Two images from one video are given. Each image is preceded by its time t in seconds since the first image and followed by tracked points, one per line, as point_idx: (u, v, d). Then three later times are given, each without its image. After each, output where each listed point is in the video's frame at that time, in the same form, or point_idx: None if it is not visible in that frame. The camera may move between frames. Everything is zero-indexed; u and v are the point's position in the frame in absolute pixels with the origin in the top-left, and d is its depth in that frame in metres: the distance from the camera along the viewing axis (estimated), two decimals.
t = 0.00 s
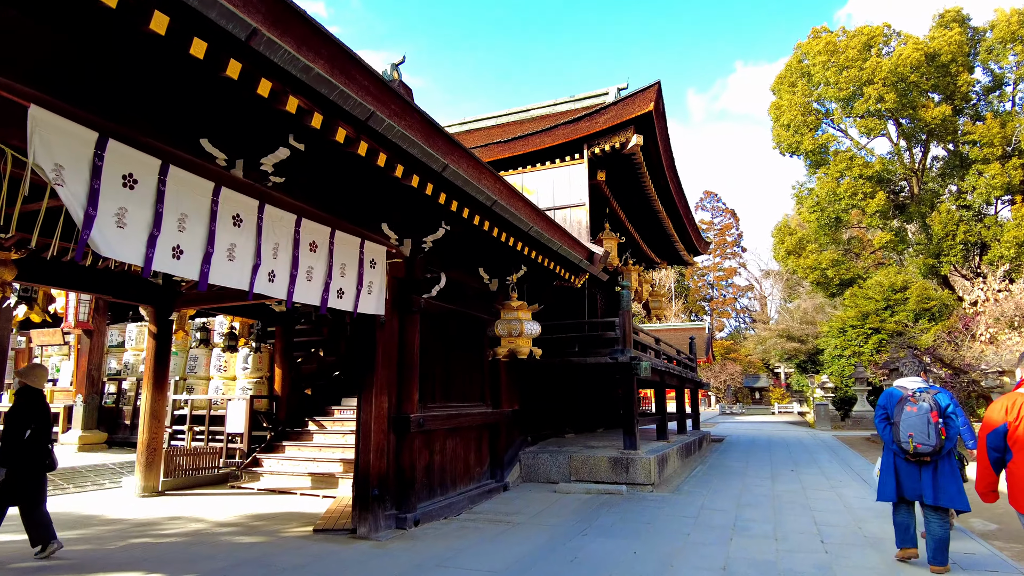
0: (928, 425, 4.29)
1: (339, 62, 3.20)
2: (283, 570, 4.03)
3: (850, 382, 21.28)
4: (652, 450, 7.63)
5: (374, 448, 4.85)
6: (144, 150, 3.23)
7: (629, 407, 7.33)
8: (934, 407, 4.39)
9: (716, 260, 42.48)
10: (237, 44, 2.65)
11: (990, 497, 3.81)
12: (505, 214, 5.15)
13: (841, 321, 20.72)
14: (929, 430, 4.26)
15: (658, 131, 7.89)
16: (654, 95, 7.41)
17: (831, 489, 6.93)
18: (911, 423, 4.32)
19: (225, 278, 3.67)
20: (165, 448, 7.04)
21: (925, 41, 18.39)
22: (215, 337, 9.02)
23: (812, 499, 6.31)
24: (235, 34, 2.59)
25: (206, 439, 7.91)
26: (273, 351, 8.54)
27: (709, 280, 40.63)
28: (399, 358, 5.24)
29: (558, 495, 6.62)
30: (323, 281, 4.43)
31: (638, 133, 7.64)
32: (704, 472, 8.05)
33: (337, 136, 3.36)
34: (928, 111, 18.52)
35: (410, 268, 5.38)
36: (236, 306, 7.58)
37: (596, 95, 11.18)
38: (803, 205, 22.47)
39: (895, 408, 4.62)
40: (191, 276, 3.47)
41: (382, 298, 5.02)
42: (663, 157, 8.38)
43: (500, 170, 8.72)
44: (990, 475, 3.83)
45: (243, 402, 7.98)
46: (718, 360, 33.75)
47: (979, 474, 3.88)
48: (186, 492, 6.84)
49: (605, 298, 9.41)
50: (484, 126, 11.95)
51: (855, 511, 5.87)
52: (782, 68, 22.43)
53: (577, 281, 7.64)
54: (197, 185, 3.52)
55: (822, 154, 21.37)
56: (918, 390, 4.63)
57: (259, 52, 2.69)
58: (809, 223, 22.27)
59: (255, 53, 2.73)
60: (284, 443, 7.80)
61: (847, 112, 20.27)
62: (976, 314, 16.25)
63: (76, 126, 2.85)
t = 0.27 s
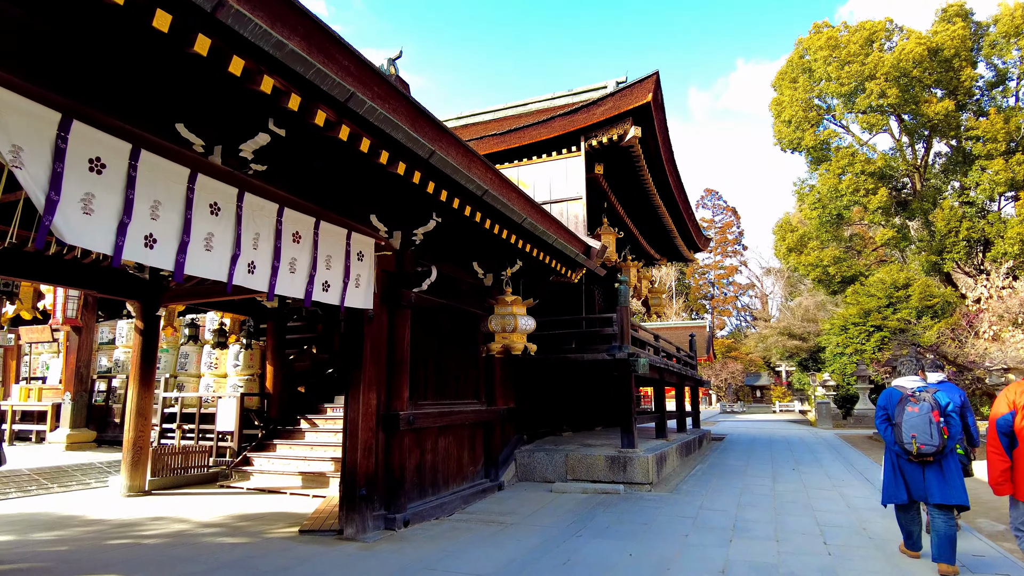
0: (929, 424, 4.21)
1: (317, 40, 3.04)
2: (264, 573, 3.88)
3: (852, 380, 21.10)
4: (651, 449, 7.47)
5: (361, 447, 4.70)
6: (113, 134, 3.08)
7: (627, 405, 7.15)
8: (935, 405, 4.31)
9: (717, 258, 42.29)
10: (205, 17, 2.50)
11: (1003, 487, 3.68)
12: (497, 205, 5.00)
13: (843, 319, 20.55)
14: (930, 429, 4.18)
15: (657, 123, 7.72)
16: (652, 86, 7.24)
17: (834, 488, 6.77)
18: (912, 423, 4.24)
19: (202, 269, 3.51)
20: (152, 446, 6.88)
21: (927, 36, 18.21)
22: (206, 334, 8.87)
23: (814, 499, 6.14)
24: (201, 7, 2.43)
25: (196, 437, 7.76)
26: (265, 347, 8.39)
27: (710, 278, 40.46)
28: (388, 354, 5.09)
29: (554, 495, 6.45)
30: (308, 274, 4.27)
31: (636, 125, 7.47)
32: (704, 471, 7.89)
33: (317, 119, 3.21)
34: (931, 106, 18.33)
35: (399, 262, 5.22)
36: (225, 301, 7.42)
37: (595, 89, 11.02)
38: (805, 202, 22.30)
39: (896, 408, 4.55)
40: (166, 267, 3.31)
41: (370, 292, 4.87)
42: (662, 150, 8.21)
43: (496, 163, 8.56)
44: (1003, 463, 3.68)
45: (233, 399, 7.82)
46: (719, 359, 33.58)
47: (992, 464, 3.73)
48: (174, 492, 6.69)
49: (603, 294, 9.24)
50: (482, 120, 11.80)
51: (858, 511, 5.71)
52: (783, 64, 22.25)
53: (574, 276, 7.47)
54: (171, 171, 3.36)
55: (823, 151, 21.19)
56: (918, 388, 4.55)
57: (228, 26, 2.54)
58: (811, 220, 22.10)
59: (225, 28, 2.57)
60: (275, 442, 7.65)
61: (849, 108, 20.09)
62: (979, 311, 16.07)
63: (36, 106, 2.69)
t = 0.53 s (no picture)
0: (925, 422, 4.16)
1: (287, 18, 2.86)
2: None
3: (854, 378, 20.91)
4: (650, 449, 7.29)
5: (346, 448, 4.52)
6: (73, 118, 2.89)
7: (625, 404, 6.97)
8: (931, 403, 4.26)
9: (718, 255, 42.09)
10: None
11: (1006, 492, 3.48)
12: (488, 197, 4.82)
13: (845, 316, 20.35)
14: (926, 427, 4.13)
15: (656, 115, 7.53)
16: (650, 76, 7.04)
17: (837, 490, 6.59)
18: (906, 420, 4.20)
19: (173, 263, 3.32)
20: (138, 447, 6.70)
21: (931, 29, 17.97)
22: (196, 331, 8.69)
23: (818, 502, 5.96)
24: None
25: (184, 437, 7.58)
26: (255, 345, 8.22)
27: (711, 276, 40.25)
28: (376, 352, 4.91)
29: (550, 497, 6.28)
30: (289, 268, 4.09)
31: (634, 117, 7.28)
32: (704, 472, 7.71)
33: (291, 103, 3.02)
34: (934, 101, 18.11)
35: (387, 256, 5.05)
36: (213, 298, 7.24)
37: (593, 82, 10.83)
38: (806, 198, 22.08)
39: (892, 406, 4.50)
40: (134, 260, 3.13)
41: (356, 288, 4.69)
42: (661, 143, 8.02)
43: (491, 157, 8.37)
44: (1006, 467, 3.49)
45: (222, 398, 7.65)
46: (720, 357, 33.39)
47: (994, 468, 3.53)
48: (159, 493, 6.51)
49: (601, 290, 9.06)
50: (478, 114, 11.61)
51: (863, 515, 5.52)
52: (784, 59, 22.02)
53: (571, 272, 7.29)
54: (137, 158, 3.17)
55: (825, 146, 20.97)
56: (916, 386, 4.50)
57: None
58: (813, 216, 21.89)
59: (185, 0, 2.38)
60: (265, 442, 7.48)
61: (851, 103, 19.88)
62: (984, 308, 15.87)
63: None
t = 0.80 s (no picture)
0: (930, 422, 4.03)
1: None
2: None
3: (857, 375, 20.71)
4: (649, 448, 7.12)
5: (334, 449, 4.37)
6: (35, 101, 2.72)
7: (624, 402, 6.80)
8: (937, 403, 4.14)
9: (720, 252, 41.88)
10: None
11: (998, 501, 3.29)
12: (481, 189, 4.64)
13: (848, 313, 20.16)
14: (930, 427, 4.01)
15: (656, 106, 7.35)
16: (651, 66, 6.87)
17: (841, 490, 6.42)
18: (910, 419, 4.08)
19: (146, 255, 3.16)
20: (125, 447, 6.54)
21: (935, 22, 17.74)
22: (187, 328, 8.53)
23: (822, 503, 5.79)
24: None
25: (174, 435, 7.42)
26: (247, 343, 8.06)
27: (713, 273, 40.04)
28: (365, 349, 4.75)
29: (547, 497, 6.12)
30: (272, 261, 3.93)
31: (634, 108, 7.11)
32: (705, 471, 7.54)
33: (268, 85, 2.86)
34: (939, 96, 17.89)
35: (377, 250, 4.89)
36: (203, 294, 7.08)
37: (593, 74, 10.65)
38: (809, 194, 21.87)
39: (896, 404, 4.37)
40: (103, 252, 2.96)
41: (343, 282, 4.53)
42: (661, 135, 7.85)
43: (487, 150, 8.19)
44: (995, 475, 3.32)
45: (213, 396, 7.49)
46: (722, 354, 33.20)
47: (983, 476, 3.37)
48: (147, 494, 6.36)
49: (601, 286, 8.88)
50: (476, 107, 11.43)
51: (870, 517, 5.35)
52: (787, 53, 21.79)
53: (569, 268, 7.11)
54: (107, 145, 3.01)
55: (828, 142, 20.76)
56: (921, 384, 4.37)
57: None
58: (815, 212, 21.68)
59: None
60: (256, 441, 7.32)
61: (854, 97, 19.66)
62: (989, 304, 15.67)
63: None
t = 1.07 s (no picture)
0: (948, 420, 4.00)
1: None
2: None
3: (861, 374, 20.50)
4: (650, 447, 6.94)
5: (321, 447, 4.19)
6: None
7: (624, 400, 6.61)
8: (955, 400, 4.10)
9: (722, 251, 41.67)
10: None
11: (976, 487, 3.72)
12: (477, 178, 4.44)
13: (852, 311, 19.94)
14: (948, 425, 3.98)
15: (657, 96, 7.17)
16: (652, 55, 6.69)
17: (848, 491, 6.23)
18: (929, 417, 4.03)
19: (117, 242, 2.95)
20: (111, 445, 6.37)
21: (941, 17, 17.52)
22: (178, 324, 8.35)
23: (828, 504, 5.60)
24: None
25: (163, 434, 7.25)
26: (239, 339, 7.89)
27: (715, 271, 39.81)
28: (354, 344, 4.58)
29: (544, 498, 5.94)
30: (254, 251, 3.75)
31: (635, 98, 6.93)
32: (707, 471, 7.36)
33: (243, 60, 2.68)
34: (944, 91, 17.68)
35: (367, 241, 4.71)
36: (193, 289, 6.90)
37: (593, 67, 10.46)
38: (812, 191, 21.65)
39: (912, 401, 4.32)
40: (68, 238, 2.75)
41: (331, 274, 4.35)
42: (662, 127, 7.66)
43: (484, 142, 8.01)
44: (975, 464, 3.72)
45: (203, 394, 7.32)
46: (724, 353, 32.98)
47: (966, 464, 3.77)
48: (133, 494, 6.19)
49: (601, 282, 8.70)
50: (474, 101, 11.25)
51: (878, 518, 5.16)
52: (790, 49, 21.57)
53: (568, 262, 6.93)
54: (74, 123, 2.81)
55: (832, 138, 20.55)
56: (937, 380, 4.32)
57: None
58: (818, 209, 21.47)
59: None
60: (248, 439, 7.15)
61: (858, 93, 19.45)
62: (995, 302, 15.46)
63: None
